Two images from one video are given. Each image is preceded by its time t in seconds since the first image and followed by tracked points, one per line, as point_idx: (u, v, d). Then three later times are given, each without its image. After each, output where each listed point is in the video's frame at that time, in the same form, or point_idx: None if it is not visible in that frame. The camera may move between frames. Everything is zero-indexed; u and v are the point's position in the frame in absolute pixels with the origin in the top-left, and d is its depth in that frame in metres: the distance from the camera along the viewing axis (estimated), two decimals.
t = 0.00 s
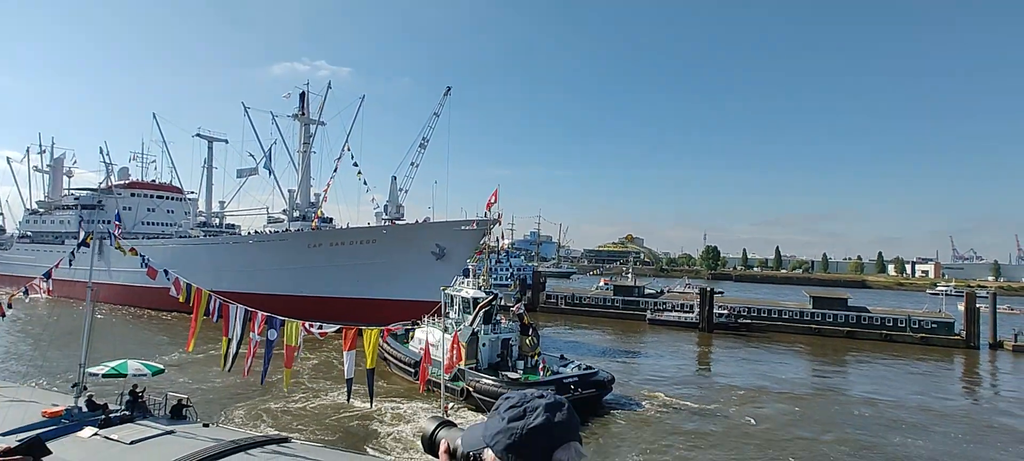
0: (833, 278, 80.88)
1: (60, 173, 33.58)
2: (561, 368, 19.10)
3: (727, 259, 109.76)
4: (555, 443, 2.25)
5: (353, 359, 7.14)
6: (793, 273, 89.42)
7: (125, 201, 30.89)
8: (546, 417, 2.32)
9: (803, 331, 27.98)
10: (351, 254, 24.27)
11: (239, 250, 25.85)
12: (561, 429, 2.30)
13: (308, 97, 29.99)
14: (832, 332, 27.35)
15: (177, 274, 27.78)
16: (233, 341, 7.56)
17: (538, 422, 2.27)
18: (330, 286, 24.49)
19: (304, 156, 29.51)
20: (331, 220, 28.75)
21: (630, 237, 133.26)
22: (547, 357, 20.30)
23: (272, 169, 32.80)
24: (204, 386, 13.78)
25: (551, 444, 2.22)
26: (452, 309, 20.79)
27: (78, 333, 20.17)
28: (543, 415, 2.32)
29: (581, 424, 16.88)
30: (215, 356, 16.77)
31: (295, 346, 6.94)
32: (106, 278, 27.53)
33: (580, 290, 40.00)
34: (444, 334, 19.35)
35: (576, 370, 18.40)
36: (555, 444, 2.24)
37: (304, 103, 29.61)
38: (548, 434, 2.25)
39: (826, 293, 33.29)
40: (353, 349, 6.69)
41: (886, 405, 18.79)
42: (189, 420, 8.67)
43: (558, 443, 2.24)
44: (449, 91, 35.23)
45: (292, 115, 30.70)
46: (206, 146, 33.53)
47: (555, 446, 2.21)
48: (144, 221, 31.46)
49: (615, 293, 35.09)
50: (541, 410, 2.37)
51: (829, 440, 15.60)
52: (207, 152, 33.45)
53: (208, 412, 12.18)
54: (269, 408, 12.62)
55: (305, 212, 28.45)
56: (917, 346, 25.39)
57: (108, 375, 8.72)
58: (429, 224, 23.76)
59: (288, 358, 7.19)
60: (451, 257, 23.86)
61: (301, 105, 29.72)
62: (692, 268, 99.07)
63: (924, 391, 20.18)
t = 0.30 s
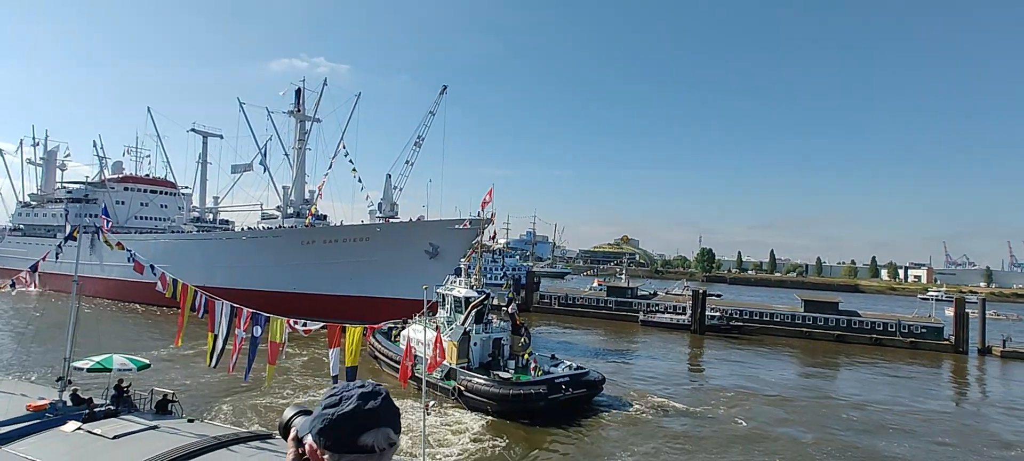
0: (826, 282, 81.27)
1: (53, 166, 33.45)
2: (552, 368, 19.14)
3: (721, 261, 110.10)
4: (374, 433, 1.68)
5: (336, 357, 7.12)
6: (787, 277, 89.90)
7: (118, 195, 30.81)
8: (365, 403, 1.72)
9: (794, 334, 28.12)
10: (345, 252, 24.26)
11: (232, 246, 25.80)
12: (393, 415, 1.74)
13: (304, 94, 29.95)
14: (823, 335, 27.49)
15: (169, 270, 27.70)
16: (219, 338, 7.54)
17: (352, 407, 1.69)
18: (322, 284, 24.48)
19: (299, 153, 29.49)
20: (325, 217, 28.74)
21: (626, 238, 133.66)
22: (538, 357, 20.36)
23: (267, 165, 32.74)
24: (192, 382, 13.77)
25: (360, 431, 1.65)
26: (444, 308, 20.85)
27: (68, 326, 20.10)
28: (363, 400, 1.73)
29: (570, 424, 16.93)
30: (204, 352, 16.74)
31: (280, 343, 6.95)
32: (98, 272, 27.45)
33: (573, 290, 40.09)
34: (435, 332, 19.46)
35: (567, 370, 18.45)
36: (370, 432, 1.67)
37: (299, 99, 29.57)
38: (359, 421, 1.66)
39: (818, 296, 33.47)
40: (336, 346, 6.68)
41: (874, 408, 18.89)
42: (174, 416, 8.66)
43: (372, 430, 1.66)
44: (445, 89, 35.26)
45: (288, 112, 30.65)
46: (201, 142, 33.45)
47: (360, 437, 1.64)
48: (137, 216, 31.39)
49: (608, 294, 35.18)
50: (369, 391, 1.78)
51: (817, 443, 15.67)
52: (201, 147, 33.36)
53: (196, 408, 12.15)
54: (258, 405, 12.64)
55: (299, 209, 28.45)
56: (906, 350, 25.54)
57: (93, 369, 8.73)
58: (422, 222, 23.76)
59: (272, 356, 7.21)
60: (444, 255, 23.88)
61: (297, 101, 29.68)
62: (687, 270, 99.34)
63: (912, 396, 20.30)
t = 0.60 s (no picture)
0: (825, 284, 81.34)
1: (54, 160, 33.50)
2: (547, 367, 19.21)
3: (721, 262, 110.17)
4: (240, 406, 1.82)
5: (327, 353, 7.18)
6: (786, 278, 89.97)
7: (118, 190, 30.90)
8: (234, 378, 1.89)
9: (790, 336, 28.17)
10: (343, 249, 24.33)
11: (230, 242, 25.87)
12: (261, 389, 1.90)
13: (304, 91, 29.98)
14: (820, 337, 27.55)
15: (168, 265, 27.75)
16: (211, 333, 7.59)
17: (220, 382, 1.85)
18: (320, 281, 24.57)
19: (298, 150, 29.54)
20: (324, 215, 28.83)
21: (626, 238, 133.88)
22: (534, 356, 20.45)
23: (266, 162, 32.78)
24: (187, 377, 13.84)
25: (226, 402, 1.80)
26: (440, 306, 20.95)
27: (66, 321, 20.17)
28: (233, 376, 1.90)
29: (566, 422, 17.00)
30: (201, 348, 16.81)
31: (270, 338, 7.00)
32: (97, 267, 27.52)
33: (571, 289, 40.15)
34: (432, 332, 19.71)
35: (562, 369, 18.54)
36: (234, 403, 1.82)
37: (299, 97, 29.60)
38: (227, 395, 1.82)
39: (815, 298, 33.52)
40: (325, 342, 6.73)
41: (868, 410, 18.96)
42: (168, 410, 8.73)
43: (236, 402, 1.81)
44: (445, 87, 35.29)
45: (287, 109, 30.68)
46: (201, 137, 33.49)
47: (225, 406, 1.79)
48: (136, 211, 31.46)
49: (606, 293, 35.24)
50: (241, 369, 1.96)
51: (811, 444, 15.73)
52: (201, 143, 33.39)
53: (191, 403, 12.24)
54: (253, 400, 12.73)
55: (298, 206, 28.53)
56: (901, 353, 25.62)
57: (87, 363, 8.79)
58: (420, 220, 23.82)
59: (263, 351, 7.26)
60: (442, 253, 23.93)
61: (297, 98, 29.72)
62: (686, 271, 99.40)
63: (906, 398, 20.37)
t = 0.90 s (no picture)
0: (830, 285, 80.98)
1: (60, 157, 33.76)
2: (547, 365, 19.25)
3: (725, 263, 109.83)
4: (141, 385, 2.08)
5: (322, 350, 7.24)
6: (790, 279, 89.66)
7: (123, 187, 31.15)
8: (139, 361, 2.14)
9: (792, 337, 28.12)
10: (345, 246, 24.45)
11: (233, 239, 26.04)
12: (163, 372, 2.16)
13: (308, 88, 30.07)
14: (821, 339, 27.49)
15: (172, 262, 27.96)
16: (210, 328, 7.67)
17: (126, 363, 2.10)
18: (322, 278, 24.71)
19: (302, 147, 29.67)
20: (327, 212, 28.97)
21: (629, 238, 133.70)
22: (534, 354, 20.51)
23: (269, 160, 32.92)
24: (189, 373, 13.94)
25: (129, 381, 2.06)
26: (441, 304, 21.06)
27: (71, 316, 20.37)
28: (139, 358, 2.15)
29: (566, 421, 17.05)
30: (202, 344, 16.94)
31: (266, 333, 7.07)
32: (102, 263, 27.76)
33: (573, 288, 40.15)
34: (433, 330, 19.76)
35: (562, 367, 18.58)
36: (137, 382, 2.07)
37: (303, 94, 29.69)
38: (131, 374, 2.07)
39: (817, 299, 33.42)
40: (319, 338, 6.79)
41: (868, 412, 18.92)
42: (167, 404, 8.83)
43: (138, 381, 2.07)
44: (447, 85, 35.50)
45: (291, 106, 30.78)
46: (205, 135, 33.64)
47: (128, 385, 2.04)
48: (141, 208, 31.70)
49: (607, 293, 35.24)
50: (148, 354, 2.21)
51: (810, 445, 15.72)
52: (205, 140, 33.56)
53: (191, 398, 12.34)
54: (253, 396, 12.86)
55: (301, 203, 28.66)
56: (903, 355, 25.53)
57: (88, 356, 8.92)
58: (422, 218, 23.90)
59: (260, 346, 7.34)
60: (443, 252, 24.00)
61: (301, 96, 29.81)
62: (690, 271, 99.11)
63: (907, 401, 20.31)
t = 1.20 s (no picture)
0: (826, 290, 81.12)
1: (55, 156, 33.68)
2: (541, 367, 19.21)
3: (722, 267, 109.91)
4: (35, 362, 1.97)
5: (307, 349, 7.24)
6: (787, 284, 89.78)
7: (119, 186, 31.09)
8: (36, 338, 2.03)
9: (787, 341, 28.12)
10: (340, 247, 24.40)
11: (228, 240, 25.98)
12: (61, 350, 2.05)
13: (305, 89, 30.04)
14: (816, 343, 27.49)
15: (167, 262, 27.86)
16: (198, 327, 7.61)
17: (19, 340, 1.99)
18: (317, 279, 24.66)
19: (298, 148, 29.62)
20: (323, 213, 28.93)
21: (627, 241, 133.83)
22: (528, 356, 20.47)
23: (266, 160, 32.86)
24: (180, 374, 13.86)
25: (19, 357, 1.94)
26: (435, 306, 21.04)
27: (63, 315, 20.29)
28: (35, 335, 2.04)
29: (560, 423, 17.00)
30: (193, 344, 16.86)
31: (252, 333, 7.04)
32: (96, 263, 27.66)
33: (569, 291, 40.14)
34: (427, 331, 19.64)
35: (557, 370, 18.54)
36: (30, 359, 1.96)
37: (300, 95, 29.66)
38: (23, 349, 1.96)
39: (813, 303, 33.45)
40: (305, 337, 6.77)
41: (862, 417, 18.89)
42: (154, 402, 8.81)
43: (31, 358, 1.96)
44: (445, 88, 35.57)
45: (288, 107, 30.72)
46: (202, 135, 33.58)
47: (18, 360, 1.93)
48: (136, 208, 31.65)
49: (603, 295, 35.20)
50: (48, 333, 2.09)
51: (803, 450, 15.68)
52: (201, 141, 33.50)
53: (180, 398, 12.27)
54: (244, 397, 12.81)
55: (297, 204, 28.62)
56: (898, 360, 25.53)
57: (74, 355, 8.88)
58: (418, 220, 23.87)
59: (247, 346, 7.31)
60: (439, 254, 23.95)
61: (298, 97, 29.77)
62: (687, 275, 99.17)
63: (901, 406, 20.29)
